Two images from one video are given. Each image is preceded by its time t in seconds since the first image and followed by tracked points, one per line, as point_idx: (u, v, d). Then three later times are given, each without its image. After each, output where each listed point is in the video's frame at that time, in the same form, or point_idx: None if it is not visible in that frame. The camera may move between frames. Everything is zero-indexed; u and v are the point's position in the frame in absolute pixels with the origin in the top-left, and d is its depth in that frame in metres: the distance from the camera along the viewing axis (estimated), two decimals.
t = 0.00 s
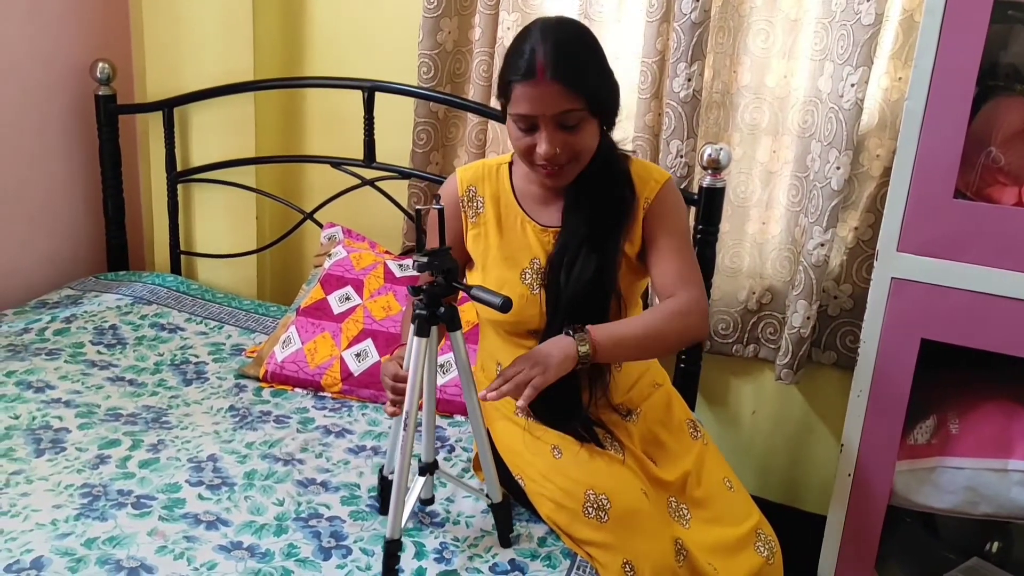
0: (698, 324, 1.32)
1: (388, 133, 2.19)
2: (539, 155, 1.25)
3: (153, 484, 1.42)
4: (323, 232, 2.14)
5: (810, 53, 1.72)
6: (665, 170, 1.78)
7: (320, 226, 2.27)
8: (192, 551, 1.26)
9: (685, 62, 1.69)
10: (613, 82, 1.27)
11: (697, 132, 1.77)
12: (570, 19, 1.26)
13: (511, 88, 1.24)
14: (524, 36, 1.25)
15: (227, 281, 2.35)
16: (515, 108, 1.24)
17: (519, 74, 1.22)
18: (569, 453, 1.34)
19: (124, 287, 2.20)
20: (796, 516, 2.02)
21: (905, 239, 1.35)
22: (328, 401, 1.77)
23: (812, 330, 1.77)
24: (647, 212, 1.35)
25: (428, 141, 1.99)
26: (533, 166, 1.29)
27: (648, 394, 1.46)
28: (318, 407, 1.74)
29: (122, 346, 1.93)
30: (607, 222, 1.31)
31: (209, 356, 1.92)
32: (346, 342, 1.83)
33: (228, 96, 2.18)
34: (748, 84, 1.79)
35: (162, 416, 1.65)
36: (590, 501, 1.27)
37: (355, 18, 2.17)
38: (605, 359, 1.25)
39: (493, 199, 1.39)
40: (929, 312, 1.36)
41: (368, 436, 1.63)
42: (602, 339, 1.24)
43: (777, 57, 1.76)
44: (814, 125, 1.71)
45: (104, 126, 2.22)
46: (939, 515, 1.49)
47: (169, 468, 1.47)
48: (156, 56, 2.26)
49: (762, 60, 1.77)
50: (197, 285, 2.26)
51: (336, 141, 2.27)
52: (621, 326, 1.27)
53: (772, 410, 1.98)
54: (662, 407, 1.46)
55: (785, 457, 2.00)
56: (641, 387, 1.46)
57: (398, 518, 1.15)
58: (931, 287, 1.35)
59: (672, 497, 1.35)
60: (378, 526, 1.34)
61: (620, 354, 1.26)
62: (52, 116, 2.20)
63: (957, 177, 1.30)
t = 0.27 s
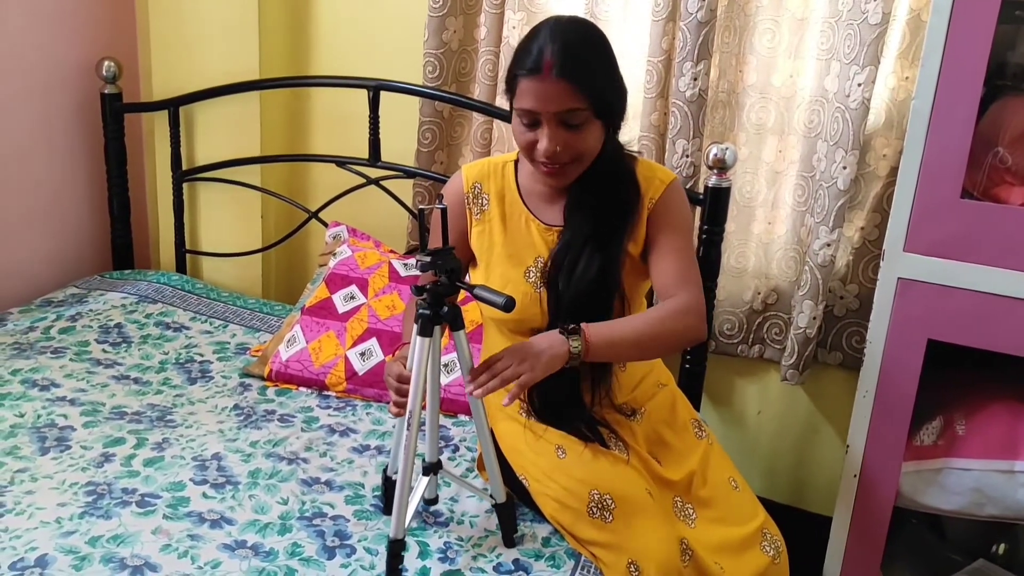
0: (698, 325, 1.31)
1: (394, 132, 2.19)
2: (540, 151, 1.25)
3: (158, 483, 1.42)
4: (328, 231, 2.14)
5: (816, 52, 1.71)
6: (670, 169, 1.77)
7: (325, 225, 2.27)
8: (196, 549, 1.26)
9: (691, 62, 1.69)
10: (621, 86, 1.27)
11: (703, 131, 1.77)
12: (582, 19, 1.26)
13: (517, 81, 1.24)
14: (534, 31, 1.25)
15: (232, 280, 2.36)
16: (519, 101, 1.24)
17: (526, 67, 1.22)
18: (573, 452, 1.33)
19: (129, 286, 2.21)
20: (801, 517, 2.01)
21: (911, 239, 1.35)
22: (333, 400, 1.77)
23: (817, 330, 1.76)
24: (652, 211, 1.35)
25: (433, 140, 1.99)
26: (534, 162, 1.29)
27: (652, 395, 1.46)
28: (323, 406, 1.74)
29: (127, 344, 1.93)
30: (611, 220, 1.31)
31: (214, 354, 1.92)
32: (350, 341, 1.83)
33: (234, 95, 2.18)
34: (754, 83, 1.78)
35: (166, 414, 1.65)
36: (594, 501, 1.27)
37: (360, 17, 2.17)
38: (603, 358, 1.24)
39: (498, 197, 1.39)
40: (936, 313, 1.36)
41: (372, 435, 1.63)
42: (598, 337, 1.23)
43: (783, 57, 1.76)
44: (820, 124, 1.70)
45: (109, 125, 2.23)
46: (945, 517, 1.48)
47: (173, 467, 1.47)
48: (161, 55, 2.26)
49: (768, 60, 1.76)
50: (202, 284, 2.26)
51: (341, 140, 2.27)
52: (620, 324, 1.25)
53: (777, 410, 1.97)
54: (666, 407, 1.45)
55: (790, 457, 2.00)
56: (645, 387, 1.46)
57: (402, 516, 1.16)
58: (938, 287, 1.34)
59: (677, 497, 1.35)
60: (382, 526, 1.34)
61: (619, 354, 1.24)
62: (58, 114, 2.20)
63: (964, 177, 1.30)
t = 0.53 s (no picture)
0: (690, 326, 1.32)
1: (399, 131, 2.19)
2: (535, 147, 1.24)
3: (162, 481, 1.42)
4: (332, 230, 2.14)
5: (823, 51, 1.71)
6: (676, 168, 1.77)
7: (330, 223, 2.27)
8: (200, 548, 1.25)
9: (696, 60, 1.68)
10: (621, 85, 1.24)
11: (708, 130, 1.76)
12: (586, 17, 1.24)
13: (515, 77, 1.23)
14: (537, 29, 1.24)
15: (237, 278, 2.36)
16: (516, 96, 1.24)
17: (524, 62, 1.22)
18: (578, 452, 1.33)
19: (134, 284, 2.21)
20: (806, 517, 2.01)
21: (919, 239, 1.34)
22: (337, 398, 1.77)
23: (823, 329, 1.75)
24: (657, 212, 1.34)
25: (438, 139, 1.99)
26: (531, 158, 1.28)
27: (657, 395, 1.45)
28: (327, 405, 1.74)
29: (132, 343, 1.93)
30: (616, 222, 1.31)
31: (219, 353, 1.92)
32: (354, 340, 1.83)
33: (239, 94, 2.18)
34: (760, 82, 1.78)
35: (171, 412, 1.65)
36: (599, 500, 1.27)
37: (366, 16, 2.17)
38: (597, 359, 1.24)
39: (505, 195, 1.39)
40: (943, 313, 1.35)
41: (376, 434, 1.63)
42: (590, 338, 1.24)
43: (790, 55, 1.75)
44: (827, 123, 1.69)
45: (115, 123, 2.23)
46: (952, 518, 1.47)
47: (178, 465, 1.47)
48: (167, 53, 2.26)
49: (774, 58, 1.76)
50: (207, 282, 2.26)
51: (346, 139, 2.27)
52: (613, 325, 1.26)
53: (783, 410, 1.96)
54: (672, 408, 1.44)
55: (795, 457, 1.99)
56: (651, 387, 1.45)
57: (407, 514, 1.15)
58: (946, 288, 1.34)
59: (683, 497, 1.34)
60: (386, 524, 1.34)
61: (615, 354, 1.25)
62: (64, 113, 2.20)
63: (972, 176, 1.29)
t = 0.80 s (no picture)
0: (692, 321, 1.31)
1: (405, 128, 2.19)
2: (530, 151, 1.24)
3: (168, 477, 1.42)
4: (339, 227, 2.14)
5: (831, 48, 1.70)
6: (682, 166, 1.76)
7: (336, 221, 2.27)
8: (206, 544, 1.26)
9: (703, 57, 1.68)
10: (611, 84, 1.21)
11: (715, 127, 1.76)
12: (573, 15, 1.21)
13: (504, 84, 1.23)
14: (525, 32, 1.23)
15: (243, 275, 2.36)
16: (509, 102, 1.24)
17: (510, 70, 1.22)
18: (584, 448, 1.33)
19: (141, 281, 2.21)
20: (813, 516, 2.00)
21: (927, 236, 1.33)
22: (343, 395, 1.77)
23: (830, 327, 1.75)
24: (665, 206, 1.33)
25: (445, 136, 1.99)
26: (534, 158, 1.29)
27: (664, 393, 1.44)
28: (333, 401, 1.74)
29: (139, 339, 1.94)
30: (622, 217, 1.30)
31: (225, 350, 1.92)
32: (361, 337, 1.83)
33: (245, 91, 2.19)
34: (768, 79, 1.77)
35: (177, 409, 1.65)
36: (605, 498, 1.26)
37: (372, 13, 2.16)
38: (600, 356, 1.22)
39: (514, 186, 1.39)
40: (952, 311, 1.34)
41: (382, 431, 1.63)
42: (593, 334, 1.21)
43: (798, 53, 1.74)
44: (835, 120, 1.69)
45: (122, 120, 2.23)
46: (960, 518, 1.47)
47: (184, 461, 1.47)
48: (173, 51, 2.26)
49: (782, 56, 1.75)
50: (213, 279, 2.26)
51: (353, 136, 2.27)
52: (614, 320, 1.24)
53: (789, 409, 1.96)
54: (679, 405, 1.44)
55: (802, 456, 1.98)
56: (658, 383, 1.44)
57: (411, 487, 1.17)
58: (955, 286, 1.33)
59: (688, 496, 1.34)
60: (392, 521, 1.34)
61: (618, 350, 1.23)
62: (70, 110, 2.21)
63: (981, 173, 1.28)
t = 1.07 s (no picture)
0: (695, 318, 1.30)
1: (407, 127, 2.19)
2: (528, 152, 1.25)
3: (169, 475, 1.42)
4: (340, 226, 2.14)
5: (833, 46, 1.69)
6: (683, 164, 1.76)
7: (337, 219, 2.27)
8: (207, 542, 1.25)
9: (704, 56, 1.67)
10: (604, 87, 1.20)
11: (716, 126, 1.75)
12: (567, 16, 1.20)
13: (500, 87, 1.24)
14: (520, 34, 1.22)
15: (245, 274, 2.36)
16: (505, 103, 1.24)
17: (504, 72, 1.22)
18: (585, 447, 1.32)
19: (142, 279, 2.21)
20: (815, 515, 2.00)
21: (929, 235, 1.33)
22: (344, 394, 1.77)
23: (832, 326, 1.74)
24: (667, 202, 1.33)
25: (446, 134, 1.98)
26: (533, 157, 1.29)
27: (666, 391, 1.44)
28: (334, 400, 1.74)
29: (140, 337, 1.94)
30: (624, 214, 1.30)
31: (226, 348, 1.92)
32: (362, 335, 1.83)
33: (247, 89, 2.19)
34: (770, 78, 1.77)
35: (178, 407, 1.65)
36: (606, 497, 1.26)
37: (374, 12, 2.16)
38: (602, 351, 1.21)
39: (516, 183, 1.40)
40: (954, 310, 1.34)
41: (383, 429, 1.63)
42: (596, 328, 1.21)
43: (800, 51, 1.74)
44: (837, 119, 1.68)
45: (123, 118, 2.23)
46: (962, 517, 1.46)
47: (185, 459, 1.47)
48: (175, 49, 2.26)
49: (784, 54, 1.75)
50: (214, 278, 2.26)
51: (354, 134, 2.27)
52: (616, 314, 1.24)
53: (791, 408, 1.96)
54: (680, 404, 1.44)
55: (804, 455, 1.98)
56: (660, 382, 1.44)
57: (406, 481, 1.17)
58: (957, 284, 1.33)
59: (690, 494, 1.34)
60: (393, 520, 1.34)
61: (620, 344, 1.22)
62: (72, 108, 2.21)
63: (983, 172, 1.28)
